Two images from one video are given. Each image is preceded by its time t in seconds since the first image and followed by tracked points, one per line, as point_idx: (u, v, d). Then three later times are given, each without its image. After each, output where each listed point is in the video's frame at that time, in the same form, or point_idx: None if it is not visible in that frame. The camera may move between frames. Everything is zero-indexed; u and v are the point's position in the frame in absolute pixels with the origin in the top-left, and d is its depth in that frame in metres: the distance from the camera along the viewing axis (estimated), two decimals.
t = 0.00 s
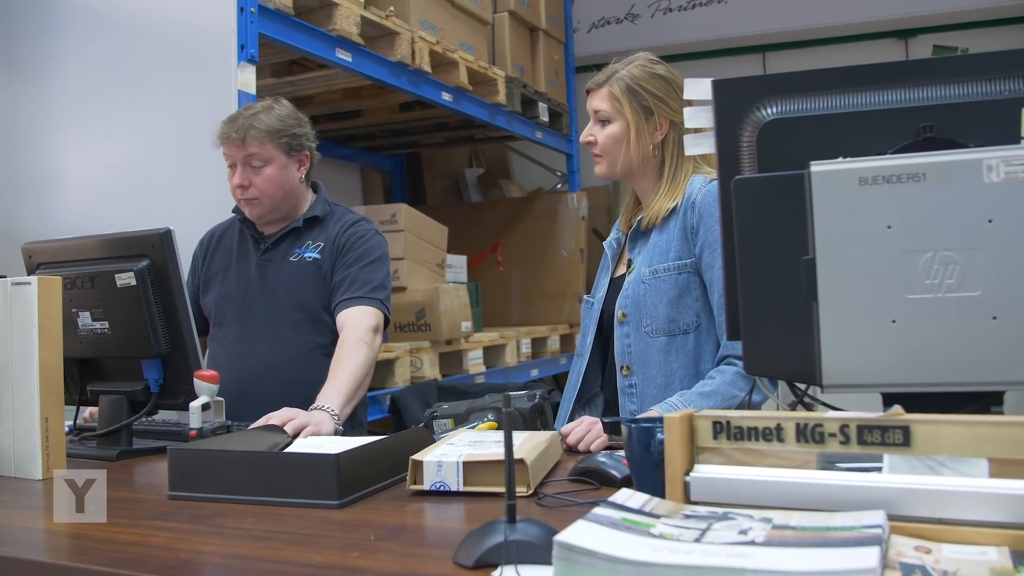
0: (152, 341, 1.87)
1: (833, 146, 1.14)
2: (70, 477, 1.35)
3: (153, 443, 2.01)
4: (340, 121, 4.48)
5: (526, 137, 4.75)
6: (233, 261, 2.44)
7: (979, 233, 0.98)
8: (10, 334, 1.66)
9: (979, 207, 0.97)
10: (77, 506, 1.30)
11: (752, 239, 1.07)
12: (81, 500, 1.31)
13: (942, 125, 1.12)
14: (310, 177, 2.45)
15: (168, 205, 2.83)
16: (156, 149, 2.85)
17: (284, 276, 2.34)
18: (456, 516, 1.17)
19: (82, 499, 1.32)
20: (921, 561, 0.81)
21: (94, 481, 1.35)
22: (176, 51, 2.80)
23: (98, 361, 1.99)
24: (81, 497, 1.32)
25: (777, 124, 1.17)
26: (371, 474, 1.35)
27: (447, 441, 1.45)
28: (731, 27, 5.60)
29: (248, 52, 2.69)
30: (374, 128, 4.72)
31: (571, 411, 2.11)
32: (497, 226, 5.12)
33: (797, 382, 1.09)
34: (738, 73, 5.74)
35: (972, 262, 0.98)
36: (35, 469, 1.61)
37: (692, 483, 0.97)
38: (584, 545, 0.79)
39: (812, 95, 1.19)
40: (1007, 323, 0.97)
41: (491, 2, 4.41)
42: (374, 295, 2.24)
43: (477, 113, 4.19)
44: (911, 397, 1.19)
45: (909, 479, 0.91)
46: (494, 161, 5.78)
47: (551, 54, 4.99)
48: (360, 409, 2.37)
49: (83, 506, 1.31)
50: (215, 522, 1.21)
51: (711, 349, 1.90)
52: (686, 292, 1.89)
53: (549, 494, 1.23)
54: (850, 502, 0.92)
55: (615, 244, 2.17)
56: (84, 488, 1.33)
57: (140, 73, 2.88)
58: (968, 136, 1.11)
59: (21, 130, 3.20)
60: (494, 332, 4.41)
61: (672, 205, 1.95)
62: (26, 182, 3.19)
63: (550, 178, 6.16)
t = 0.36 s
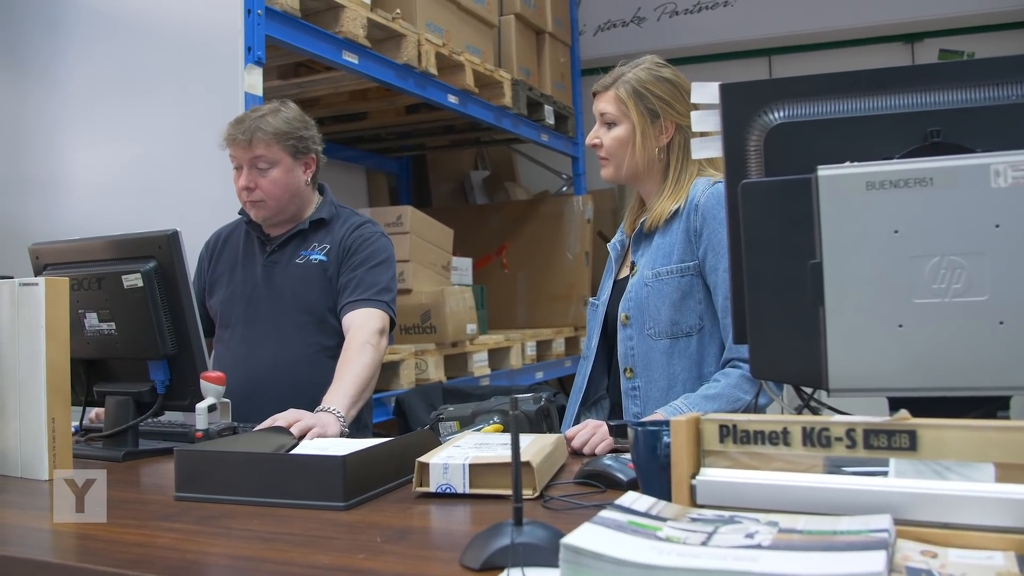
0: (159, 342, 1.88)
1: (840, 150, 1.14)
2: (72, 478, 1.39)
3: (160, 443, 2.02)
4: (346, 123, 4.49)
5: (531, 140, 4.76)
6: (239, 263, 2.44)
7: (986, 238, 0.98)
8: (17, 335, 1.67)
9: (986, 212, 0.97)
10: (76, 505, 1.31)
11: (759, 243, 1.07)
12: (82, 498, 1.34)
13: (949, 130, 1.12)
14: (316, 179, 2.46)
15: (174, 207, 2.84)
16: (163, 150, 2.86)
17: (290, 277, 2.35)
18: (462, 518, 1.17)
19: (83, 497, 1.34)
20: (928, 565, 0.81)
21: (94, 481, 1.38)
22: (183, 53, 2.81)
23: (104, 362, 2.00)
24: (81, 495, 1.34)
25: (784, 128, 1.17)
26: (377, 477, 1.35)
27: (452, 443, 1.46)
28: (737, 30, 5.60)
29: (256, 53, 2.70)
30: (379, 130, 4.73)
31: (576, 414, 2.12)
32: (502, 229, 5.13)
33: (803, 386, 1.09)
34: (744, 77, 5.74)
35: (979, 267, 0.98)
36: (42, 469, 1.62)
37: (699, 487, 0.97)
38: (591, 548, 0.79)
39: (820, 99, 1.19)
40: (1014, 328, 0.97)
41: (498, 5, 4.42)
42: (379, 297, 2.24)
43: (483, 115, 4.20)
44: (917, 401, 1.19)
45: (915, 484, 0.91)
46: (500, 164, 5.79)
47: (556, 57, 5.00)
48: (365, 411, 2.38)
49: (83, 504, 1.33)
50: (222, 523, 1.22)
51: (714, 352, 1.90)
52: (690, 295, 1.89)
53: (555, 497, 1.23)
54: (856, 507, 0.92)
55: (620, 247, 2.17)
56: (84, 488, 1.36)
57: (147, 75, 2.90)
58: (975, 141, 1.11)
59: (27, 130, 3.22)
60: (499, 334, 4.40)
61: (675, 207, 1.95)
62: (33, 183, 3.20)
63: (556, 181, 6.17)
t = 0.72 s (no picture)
0: (163, 343, 1.88)
1: (845, 156, 1.14)
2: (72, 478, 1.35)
3: (163, 445, 2.02)
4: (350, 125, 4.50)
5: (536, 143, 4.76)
6: (243, 265, 2.45)
7: (990, 244, 0.98)
8: (23, 336, 1.67)
9: (991, 218, 0.97)
10: (76, 504, 1.30)
11: (763, 248, 1.08)
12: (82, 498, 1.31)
13: (954, 136, 1.12)
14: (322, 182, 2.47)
15: (179, 208, 2.85)
16: (167, 151, 2.87)
17: (294, 279, 2.35)
18: (465, 521, 1.17)
19: (82, 498, 1.31)
20: (931, 571, 0.81)
21: (94, 482, 1.34)
22: (188, 55, 2.82)
23: (108, 363, 2.01)
24: (81, 496, 1.31)
25: (788, 133, 1.17)
26: (380, 479, 1.36)
27: (456, 446, 1.46)
28: (742, 34, 5.61)
29: (262, 55, 2.72)
30: (384, 132, 4.74)
31: (579, 417, 2.12)
32: (506, 232, 5.13)
33: (806, 391, 1.09)
34: (749, 81, 5.74)
35: (983, 273, 0.98)
36: (46, 470, 1.63)
37: (702, 491, 0.97)
38: (595, 552, 0.79)
39: (825, 104, 1.19)
40: (1017, 334, 0.97)
41: (503, 8, 4.43)
42: (383, 299, 2.24)
43: (487, 118, 4.20)
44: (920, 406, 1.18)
45: (918, 489, 0.91)
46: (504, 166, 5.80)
47: (561, 60, 5.00)
48: (369, 413, 2.38)
49: (83, 506, 1.29)
50: (225, 525, 1.22)
51: (718, 356, 1.90)
52: (694, 299, 1.89)
53: (558, 501, 1.23)
54: (860, 512, 0.92)
55: (624, 250, 2.17)
56: (84, 488, 1.32)
57: (152, 76, 2.90)
58: (980, 147, 1.11)
59: (32, 130, 3.23)
60: (502, 337, 4.40)
61: (681, 211, 1.95)
62: (37, 183, 3.21)
63: (560, 185, 6.18)
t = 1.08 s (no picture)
0: (166, 346, 1.89)
1: (847, 160, 1.15)
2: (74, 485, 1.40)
3: (167, 447, 2.02)
4: (353, 128, 4.51)
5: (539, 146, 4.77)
6: (247, 268, 2.45)
7: (993, 249, 0.98)
8: (27, 339, 1.68)
9: (994, 223, 0.98)
10: (76, 505, 1.34)
11: (766, 253, 1.08)
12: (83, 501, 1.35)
13: (956, 141, 1.12)
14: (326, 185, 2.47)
15: (183, 211, 2.86)
16: (171, 154, 2.88)
17: (298, 282, 2.36)
18: (468, 525, 1.17)
19: (83, 501, 1.35)
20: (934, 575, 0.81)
21: (95, 485, 1.40)
22: (192, 58, 2.83)
23: (112, 365, 2.01)
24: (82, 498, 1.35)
25: (791, 138, 1.17)
26: (383, 483, 1.36)
27: (459, 449, 1.46)
28: (745, 38, 5.61)
29: (264, 59, 2.73)
30: (387, 136, 4.74)
31: (582, 420, 2.12)
32: (509, 235, 5.13)
33: (809, 395, 1.10)
34: (752, 84, 5.75)
35: (985, 278, 0.98)
36: (49, 471, 1.63)
37: (705, 495, 0.97)
38: (597, 555, 0.80)
39: (828, 109, 1.19)
40: (1019, 339, 0.98)
41: (506, 11, 4.44)
42: (386, 303, 2.25)
43: (491, 121, 4.21)
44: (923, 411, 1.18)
45: (921, 493, 0.91)
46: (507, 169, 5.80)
47: (564, 64, 5.01)
48: (372, 416, 2.38)
49: (83, 507, 1.33)
50: (228, 528, 1.22)
51: (722, 360, 1.90)
52: (698, 303, 1.89)
53: (561, 504, 1.24)
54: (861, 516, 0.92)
55: (627, 254, 2.17)
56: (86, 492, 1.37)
57: (156, 79, 2.91)
58: (982, 152, 1.11)
59: (35, 132, 3.24)
60: (505, 340, 4.41)
61: (685, 216, 1.96)
62: (41, 185, 3.22)
63: (563, 188, 6.18)
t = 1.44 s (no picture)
0: (171, 349, 1.89)
1: (851, 165, 1.15)
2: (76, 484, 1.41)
3: (171, 451, 2.03)
4: (357, 131, 4.52)
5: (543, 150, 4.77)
6: (251, 272, 2.46)
7: (996, 253, 0.98)
8: (31, 342, 1.68)
9: (997, 227, 0.98)
10: (76, 506, 1.35)
11: (770, 257, 1.08)
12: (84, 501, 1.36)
13: (959, 146, 1.12)
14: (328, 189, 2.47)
15: (187, 214, 2.86)
16: (176, 158, 2.89)
17: (303, 286, 2.37)
18: (472, 528, 1.18)
19: (83, 501, 1.35)
20: None
21: (95, 485, 1.40)
22: (197, 62, 2.84)
23: (116, 369, 2.02)
24: (82, 499, 1.36)
25: (796, 142, 1.17)
26: (387, 486, 1.36)
27: (463, 453, 1.46)
28: (748, 42, 5.61)
29: (270, 62, 2.73)
30: (391, 139, 4.75)
31: (586, 425, 2.12)
32: (513, 238, 5.14)
33: (812, 400, 1.10)
34: (756, 88, 5.75)
35: (989, 282, 0.98)
36: (54, 474, 1.64)
37: (708, 499, 0.97)
38: (601, 559, 0.80)
39: (831, 113, 1.20)
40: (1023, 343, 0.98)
41: (510, 15, 4.45)
42: (390, 306, 2.25)
43: (494, 125, 4.21)
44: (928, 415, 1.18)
45: (924, 497, 0.91)
46: (510, 173, 5.81)
47: (568, 67, 5.02)
48: (376, 419, 2.39)
49: (83, 507, 1.34)
50: (233, 531, 1.22)
51: (727, 364, 1.90)
52: (704, 308, 1.89)
53: (565, 508, 1.24)
54: (865, 520, 0.92)
55: (633, 259, 2.17)
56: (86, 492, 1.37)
57: (160, 82, 2.92)
58: (985, 156, 1.11)
59: (40, 136, 3.25)
60: (508, 344, 4.41)
61: (691, 220, 1.96)
62: (45, 188, 3.23)
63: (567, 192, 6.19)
